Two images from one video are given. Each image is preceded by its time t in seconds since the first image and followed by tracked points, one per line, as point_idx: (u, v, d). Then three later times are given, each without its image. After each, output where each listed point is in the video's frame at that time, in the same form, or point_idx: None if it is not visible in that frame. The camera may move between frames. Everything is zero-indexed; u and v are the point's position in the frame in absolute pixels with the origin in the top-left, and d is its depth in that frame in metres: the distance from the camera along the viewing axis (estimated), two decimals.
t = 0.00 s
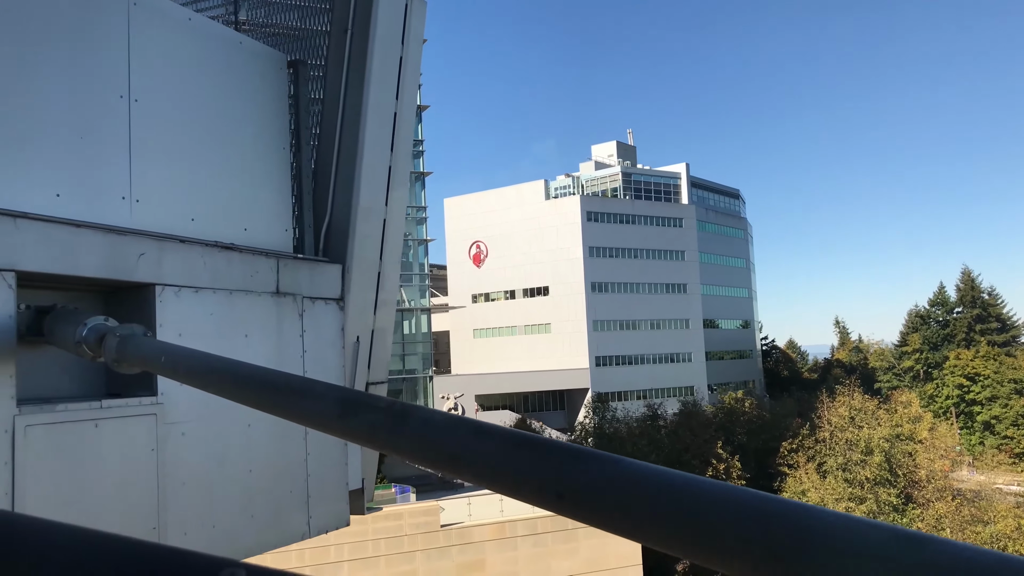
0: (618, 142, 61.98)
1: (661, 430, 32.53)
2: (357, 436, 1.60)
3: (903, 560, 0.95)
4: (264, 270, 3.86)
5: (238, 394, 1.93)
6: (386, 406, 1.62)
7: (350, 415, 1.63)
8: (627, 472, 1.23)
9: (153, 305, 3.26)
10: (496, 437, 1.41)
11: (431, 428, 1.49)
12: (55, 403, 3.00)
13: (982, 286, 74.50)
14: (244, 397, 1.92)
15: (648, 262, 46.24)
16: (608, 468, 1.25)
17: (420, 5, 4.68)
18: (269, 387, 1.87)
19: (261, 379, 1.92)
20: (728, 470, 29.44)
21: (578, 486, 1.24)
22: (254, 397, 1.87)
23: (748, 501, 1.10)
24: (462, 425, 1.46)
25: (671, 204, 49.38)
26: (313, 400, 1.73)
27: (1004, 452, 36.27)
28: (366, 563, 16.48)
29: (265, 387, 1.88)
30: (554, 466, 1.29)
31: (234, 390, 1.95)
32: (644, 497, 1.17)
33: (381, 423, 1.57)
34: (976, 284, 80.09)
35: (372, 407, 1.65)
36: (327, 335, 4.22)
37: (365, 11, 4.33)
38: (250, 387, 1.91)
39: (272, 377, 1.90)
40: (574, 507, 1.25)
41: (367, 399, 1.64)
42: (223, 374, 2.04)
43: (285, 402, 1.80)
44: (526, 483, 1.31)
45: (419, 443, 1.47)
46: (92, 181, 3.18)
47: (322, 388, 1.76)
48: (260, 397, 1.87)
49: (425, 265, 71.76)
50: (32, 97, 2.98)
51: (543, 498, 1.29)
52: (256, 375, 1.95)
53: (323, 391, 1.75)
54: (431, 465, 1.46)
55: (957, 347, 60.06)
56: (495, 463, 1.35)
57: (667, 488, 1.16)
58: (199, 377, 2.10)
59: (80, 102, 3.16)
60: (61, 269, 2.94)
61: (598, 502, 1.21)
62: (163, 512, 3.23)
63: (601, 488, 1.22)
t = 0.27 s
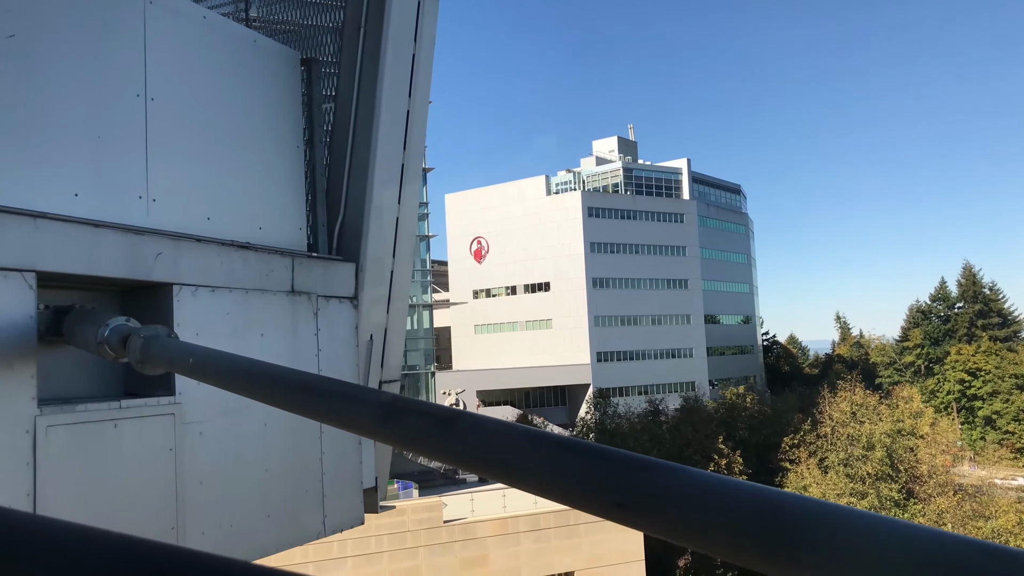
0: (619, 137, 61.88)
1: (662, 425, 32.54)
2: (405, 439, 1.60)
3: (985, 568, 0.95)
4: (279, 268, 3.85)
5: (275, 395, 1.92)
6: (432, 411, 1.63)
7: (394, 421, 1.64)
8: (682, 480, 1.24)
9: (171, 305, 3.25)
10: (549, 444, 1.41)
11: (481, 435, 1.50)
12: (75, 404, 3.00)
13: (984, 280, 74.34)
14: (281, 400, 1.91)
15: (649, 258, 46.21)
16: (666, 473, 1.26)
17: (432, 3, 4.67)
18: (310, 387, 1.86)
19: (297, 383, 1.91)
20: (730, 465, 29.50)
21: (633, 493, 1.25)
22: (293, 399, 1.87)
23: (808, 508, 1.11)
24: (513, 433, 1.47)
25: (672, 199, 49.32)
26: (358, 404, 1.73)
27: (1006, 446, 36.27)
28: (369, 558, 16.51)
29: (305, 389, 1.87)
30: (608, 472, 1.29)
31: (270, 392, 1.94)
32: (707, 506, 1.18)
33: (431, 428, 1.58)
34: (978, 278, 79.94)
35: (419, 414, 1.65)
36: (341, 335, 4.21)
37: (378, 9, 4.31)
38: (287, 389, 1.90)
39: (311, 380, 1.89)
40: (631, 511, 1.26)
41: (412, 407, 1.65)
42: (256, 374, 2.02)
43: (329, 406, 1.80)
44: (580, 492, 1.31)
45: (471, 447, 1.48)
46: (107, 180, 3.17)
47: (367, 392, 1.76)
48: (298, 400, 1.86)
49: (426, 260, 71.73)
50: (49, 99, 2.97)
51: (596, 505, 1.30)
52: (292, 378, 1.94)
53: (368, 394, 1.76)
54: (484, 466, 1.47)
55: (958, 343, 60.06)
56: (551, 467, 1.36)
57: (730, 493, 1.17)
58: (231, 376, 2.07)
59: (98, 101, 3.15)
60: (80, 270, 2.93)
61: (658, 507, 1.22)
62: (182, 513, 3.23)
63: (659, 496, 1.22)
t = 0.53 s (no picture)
0: (620, 133, 61.88)
1: (664, 421, 32.61)
2: (443, 443, 1.50)
3: None
4: (294, 267, 3.84)
5: (308, 396, 1.83)
6: (472, 413, 1.52)
7: (431, 422, 1.53)
8: (755, 492, 1.11)
9: (189, 305, 3.24)
10: (604, 449, 1.29)
11: (527, 440, 1.39)
12: (94, 404, 2.99)
13: (984, 276, 74.37)
14: (312, 404, 1.82)
15: (650, 253, 46.21)
16: (728, 482, 1.15)
17: None
18: (342, 389, 1.77)
19: (329, 385, 1.82)
20: (732, 459, 29.48)
21: (696, 503, 1.12)
22: (325, 402, 1.78)
23: (893, 524, 1.01)
24: (560, 438, 1.35)
25: (674, 195, 49.32)
26: (393, 407, 1.63)
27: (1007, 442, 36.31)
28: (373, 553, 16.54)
29: (336, 391, 1.78)
30: (664, 479, 1.18)
31: (302, 394, 1.85)
32: (788, 524, 1.05)
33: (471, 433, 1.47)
34: (979, 274, 79.97)
35: (457, 416, 1.54)
36: (355, 333, 4.20)
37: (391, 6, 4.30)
38: (319, 391, 1.81)
39: (343, 382, 1.80)
40: (697, 524, 1.13)
41: (451, 410, 1.54)
42: (286, 375, 1.94)
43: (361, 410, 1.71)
44: (638, 503, 1.18)
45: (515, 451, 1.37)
46: (125, 180, 3.16)
47: (403, 395, 1.66)
48: (330, 402, 1.77)
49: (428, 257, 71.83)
50: (68, 99, 2.96)
51: (656, 518, 1.17)
52: (323, 381, 1.85)
53: (404, 398, 1.66)
54: (529, 474, 1.36)
55: (960, 338, 60.03)
56: (603, 475, 1.24)
57: (815, 512, 1.04)
58: (260, 377, 1.99)
59: (115, 99, 3.14)
60: (100, 269, 2.92)
61: (728, 524, 1.09)
62: (200, 512, 3.22)
63: (728, 509, 1.10)
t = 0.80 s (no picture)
0: (621, 131, 61.82)
1: (665, 420, 32.61)
2: (488, 451, 1.51)
3: None
4: (307, 267, 3.82)
5: (335, 402, 1.82)
6: (516, 421, 1.53)
7: (474, 431, 1.54)
8: (819, 503, 1.13)
9: (203, 305, 3.21)
10: (657, 460, 1.31)
11: (578, 452, 1.40)
12: (109, 405, 2.97)
13: (985, 273, 74.31)
14: (340, 408, 1.81)
15: (651, 251, 46.17)
16: (787, 494, 1.16)
17: None
18: (374, 394, 1.76)
19: (358, 388, 1.81)
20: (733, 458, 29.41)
21: (764, 517, 1.14)
22: (354, 404, 1.76)
23: (959, 536, 1.03)
24: (612, 450, 1.37)
25: (675, 193, 49.25)
26: (431, 413, 1.63)
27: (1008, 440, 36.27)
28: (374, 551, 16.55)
29: (367, 396, 1.77)
30: (723, 488, 1.19)
31: (328, 398, 1.84)
32: (862, 539, 1.07)
33: (516, 441, 1.48)
34: (980, 271, 79.86)
35: (499, 422, 1.55)
36: (367, 335, 4.20)
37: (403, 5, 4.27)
38: (347, 395, 1.80)
39: (374, 388, 1.79)
40: (757, 535, 1.16)
41: (492, 417, 1.55)
42: (308, 376, 1.92)
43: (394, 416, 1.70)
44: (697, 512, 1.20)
45: (567, 463, 1.39)
46: (140, 179, 3.14)
47: (442, 402, 1.66)
48: (362, 406, 1.76)
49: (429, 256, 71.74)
50: (82, 98, 2.94)
51: (717, 530, 1.20)
52: (350, 383, 1.83)
53: (443, 405, 1.66)
54: (583, 484, 1.38)
55: (961, 335, 59.92)
56: (659, 485, 1.26)
57: (886, 523, 1.07)
58: (283, 377, 1.96)
59: (128, 100, 3.11)
60: (116, 270, 2.90)
61: (796, 536, 1.12)
62: (216, 513, 3.20)
63: (799, 521, 1.12)
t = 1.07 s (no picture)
0: (621, 132, 61.82)
1: (665, 420, 32.62)
2: (527, 466, 1.41)
3: None
4: (319, 271, 3.80)
5: (369, 412, 1.74)
6: (558, 437, 1.43)
7: (506, 445, 1.45)
8: (881, 525, 1.03)
9: (216, 310, 3.18)
10: (715, 477, 1.18)
11: (622, 468, 1.28)
12: (122, 411, 2.94)
13: (985, 274, 74.29)
14: (374, 421, 1.73)
15: (651, 252, 46.15)
16: (843, 513, 1.05)
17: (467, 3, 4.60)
18: (412, 405, 1.68)
19: (392, 400, 1.73)
20: (734, 458, 29.31)
21: (822, 538, 1.03)
22: (388, 418, 1.69)
23: None
24: (662, 467, 1.24)
25: (674, 193, 49.25)
26: (469, 426, 1.54)
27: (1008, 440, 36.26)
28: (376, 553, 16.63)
29: (402, 408, 1.69)
30: (774, 506, 1.09)
31: (360, 411, 1.76)
32: (934, 565, 0.96)
33: (557, 457, 1.38)
34: (979, 273, 79.90)
35: (540, 437, 1.45)
36: (379, 339, 4.17)
37: (414, 7, 4.25)
38: (382, 406, 1.72)
39: (411, 399, 1.71)
40: (829, 563, 1.03)
41: (532, 431, 1.45)
42: (341, 388, 1.86)
43: (430, 429, 1.61)
44: (747, 532, 1.09)
45: (610, 479, 1.27)
46: (152, 183, 3.11)
47: (480, 415, 1.57)
48: (395, 419, 1.68)
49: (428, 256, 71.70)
50: (94, 101, 2.91)
51: (782, 557, 1.06)
52: (385, 396, 1.76)
53: (471, 415, 1.59)
54: (630, 505, 1.26)
55: (961, 336, 59.89)
56: (716, 502, 1.13)
57: (959, 551, 0.96)
58: (314, 389, 1.90)
59: (139, 102, 3.08)
60: (129, 274, 2.87)
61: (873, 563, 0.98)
62: (228, 520, 3.17)
63: (859, 544, 1.01)
